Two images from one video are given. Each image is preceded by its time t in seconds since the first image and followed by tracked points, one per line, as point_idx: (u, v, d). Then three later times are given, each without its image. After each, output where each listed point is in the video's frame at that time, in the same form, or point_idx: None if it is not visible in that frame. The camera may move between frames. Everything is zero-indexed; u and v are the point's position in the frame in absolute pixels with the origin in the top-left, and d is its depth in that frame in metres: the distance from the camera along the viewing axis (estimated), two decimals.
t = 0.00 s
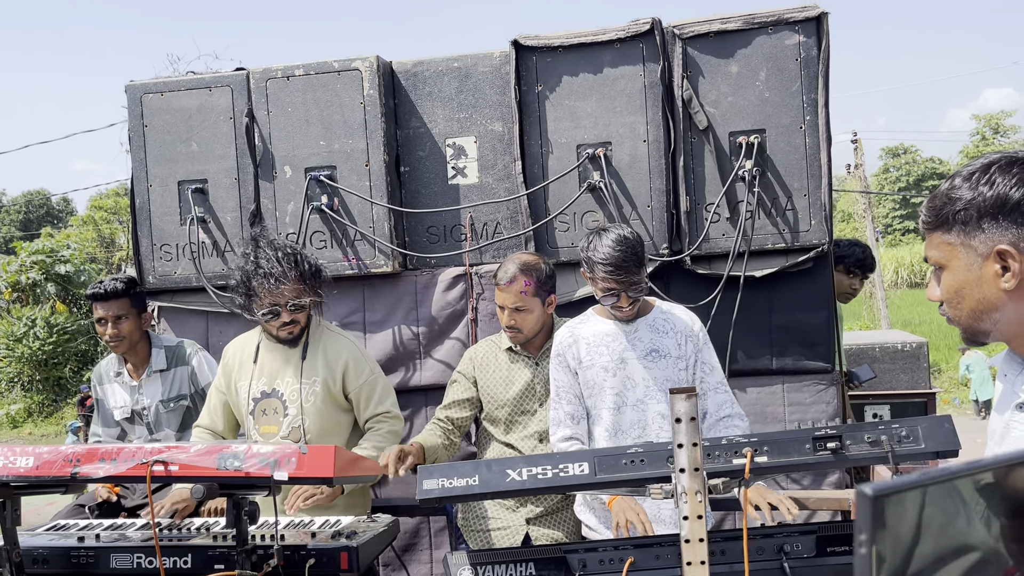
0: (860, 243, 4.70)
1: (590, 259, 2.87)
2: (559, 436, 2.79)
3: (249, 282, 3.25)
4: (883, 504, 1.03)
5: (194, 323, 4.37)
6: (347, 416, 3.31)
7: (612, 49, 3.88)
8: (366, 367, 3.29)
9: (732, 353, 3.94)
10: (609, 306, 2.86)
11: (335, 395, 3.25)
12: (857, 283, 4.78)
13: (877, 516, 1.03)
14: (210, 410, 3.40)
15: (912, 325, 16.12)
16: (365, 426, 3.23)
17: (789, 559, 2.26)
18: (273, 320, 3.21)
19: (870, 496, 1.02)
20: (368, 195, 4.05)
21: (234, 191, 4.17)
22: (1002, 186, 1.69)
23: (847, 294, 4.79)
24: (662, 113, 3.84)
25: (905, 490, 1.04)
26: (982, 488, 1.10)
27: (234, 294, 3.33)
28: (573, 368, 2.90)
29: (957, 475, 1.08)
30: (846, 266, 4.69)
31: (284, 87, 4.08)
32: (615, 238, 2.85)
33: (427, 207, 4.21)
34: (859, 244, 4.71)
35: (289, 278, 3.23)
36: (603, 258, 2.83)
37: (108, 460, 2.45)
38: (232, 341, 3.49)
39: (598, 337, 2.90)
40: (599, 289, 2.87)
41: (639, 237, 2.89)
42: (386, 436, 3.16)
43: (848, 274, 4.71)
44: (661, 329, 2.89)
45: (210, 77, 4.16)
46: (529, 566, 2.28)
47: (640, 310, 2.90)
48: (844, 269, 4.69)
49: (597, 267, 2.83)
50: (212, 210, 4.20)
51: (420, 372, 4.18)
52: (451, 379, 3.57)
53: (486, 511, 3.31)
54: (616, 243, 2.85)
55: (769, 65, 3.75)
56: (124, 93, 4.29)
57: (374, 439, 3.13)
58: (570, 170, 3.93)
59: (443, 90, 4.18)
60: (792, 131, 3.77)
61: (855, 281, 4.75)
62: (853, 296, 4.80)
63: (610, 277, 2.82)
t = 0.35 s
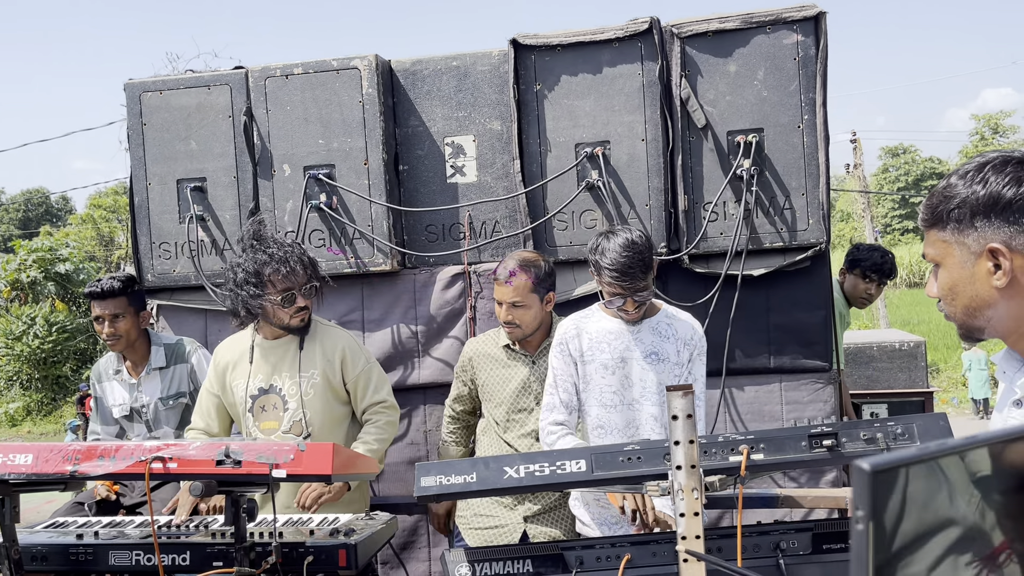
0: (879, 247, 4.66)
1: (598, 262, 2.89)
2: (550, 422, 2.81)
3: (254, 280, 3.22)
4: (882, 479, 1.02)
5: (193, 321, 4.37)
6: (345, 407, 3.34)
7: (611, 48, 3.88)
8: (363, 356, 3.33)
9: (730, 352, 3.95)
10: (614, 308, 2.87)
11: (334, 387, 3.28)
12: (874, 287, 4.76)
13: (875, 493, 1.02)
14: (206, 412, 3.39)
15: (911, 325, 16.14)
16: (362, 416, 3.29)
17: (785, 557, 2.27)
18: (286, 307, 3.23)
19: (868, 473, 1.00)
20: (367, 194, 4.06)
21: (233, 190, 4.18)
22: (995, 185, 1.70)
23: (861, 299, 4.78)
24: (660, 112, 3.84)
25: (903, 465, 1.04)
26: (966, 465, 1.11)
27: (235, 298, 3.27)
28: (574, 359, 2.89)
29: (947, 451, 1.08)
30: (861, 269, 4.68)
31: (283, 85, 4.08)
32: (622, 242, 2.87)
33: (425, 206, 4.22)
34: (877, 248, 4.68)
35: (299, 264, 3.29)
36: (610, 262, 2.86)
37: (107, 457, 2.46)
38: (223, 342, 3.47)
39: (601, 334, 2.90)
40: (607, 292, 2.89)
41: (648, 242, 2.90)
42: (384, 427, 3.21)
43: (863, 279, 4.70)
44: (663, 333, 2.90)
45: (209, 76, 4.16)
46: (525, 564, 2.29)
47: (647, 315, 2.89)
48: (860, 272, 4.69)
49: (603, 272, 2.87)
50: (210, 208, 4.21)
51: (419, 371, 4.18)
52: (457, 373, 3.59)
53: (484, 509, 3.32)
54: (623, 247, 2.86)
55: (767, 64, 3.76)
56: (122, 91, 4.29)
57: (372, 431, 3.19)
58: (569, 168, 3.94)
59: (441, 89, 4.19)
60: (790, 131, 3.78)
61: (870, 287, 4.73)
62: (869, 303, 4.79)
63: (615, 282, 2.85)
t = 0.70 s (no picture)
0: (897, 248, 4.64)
1: (603, 258, 2.88)
2: (551, 429, 2.85)
3: (242, 280, 3.24)
4: (893, 456, 1.02)
5: (196, 319, 4.37)
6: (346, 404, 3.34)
7: (617, 47, 3.87)
8: (364, 352, 3.33)
9: (734, 353, 3.94)
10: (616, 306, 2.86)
11: (335, 384, 3.28)
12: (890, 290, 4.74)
13: (885, 470, 1.02)
14: (209, 414, 3.39)
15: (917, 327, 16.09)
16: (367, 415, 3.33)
17: (787, 559, 2.25)
18: (275, 302, 3.22)
19: (878, 449, 1.00)
20: (371, 192, 4.05)
21: (237, 187, 4.18)
22: (1000, 191, 1.68)
23: (877, 301, 4.75)
24: (666, 112, 3.83)
25: (914, 443, 1.04)
26: (973, 445, 1.11)
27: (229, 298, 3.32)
28: (574, 362, 2.90)
29: (957, 430, 1.08)
30: (878, 272, 4.67)
31: (288, 83, 4.08)
32: (629, 239, 2.85)
33: (429, 205, 4.21)
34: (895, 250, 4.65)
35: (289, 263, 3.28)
36: (615, 258, 2.83)
37: (108, 454, 2.46)
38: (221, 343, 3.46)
39: (603, 334, 2.89)
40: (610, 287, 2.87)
41: (655, 240, 2.88)
42: (388, 428, 3.26)
43: (879, 281, 4.69)
44: (665, 334, 2.88)
45: (214, 73, 4.16)
46: (527, 565, 2.28)
47: (647, 312, 2.87)
48: (876, 275, 4.68)
49: (608, 266, 2.84)
50: (215, 206, 4.20)
51: (422, 370, 4.17)
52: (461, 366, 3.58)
53: (486, 509, 3.31)
54: (629, 244, 2.84)
55: (774, 64, 3.75)
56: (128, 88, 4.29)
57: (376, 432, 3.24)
58: (574, 168, 3.93)
59: (446, 88, 4.18)
60: (796, 131, 3.76)
61: (886, 289, 4.71)
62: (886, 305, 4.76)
63: (619, 277, 2.82)
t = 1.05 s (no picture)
0: (901, 247, 4.58)
1: (605, 257, 2.86)
2: (557, 433, 2.83)
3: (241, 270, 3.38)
4: (894, 461, 1.03)
5: (205, 316, 4.39)
6: (352, 405, 3.32)
7: (627, 48, 3.86)
8: (374, 354, 3.32)
9: (742, 356, 3.93)
10: (620, 305, 2.85)
11: (343, 383, 3.27)
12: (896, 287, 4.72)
13: (888, 473, 1.03)
14: (218, 408, 3.40)
15: (927, 332, 16.00)
16: (372, 417, 3.30)
17: (793, 564, 2.25)
18: (260, 295, 3.26)
19: (880, 452, 1.02)
20: (380, 191, 4.06)
21: (247, 185, 4.19)
22: None
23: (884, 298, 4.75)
24: (676, 114, 3.82)
25: (913, 449, 1.05)
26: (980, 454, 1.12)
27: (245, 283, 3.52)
28: (581, 365, 2.90)
29: (962, 437, 1.09)
30: (883, 269, 4.63)
31: (299, 82, 4.09)
32: (632, 239, 2.84)
33: (439, 205, 4.22)
34: (899, 248, 4.59)
35: (273, 257, 3.28)
36: (617, 256, 2.82)
37: (117, 450, 2.47)
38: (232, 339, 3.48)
39: (609, 336, 2.89)
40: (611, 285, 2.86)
41: (658, 240, 2.87)
42: (393, 429, 3.23)
43: (884, 279, 4.66)
44: (671, 334, 2.88)
45: (225, 71, 4.17)
46: (533, 565, 2.27)
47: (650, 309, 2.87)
48: (881, 272, 4.64)
49: (609, 266, 2.83)
50: (225, 204, 4.22)
51: (429, 369, 4.18)
52: (469, 364, 3.58)
53: (492, 508, 3.31)
54: (632, 244, 2.83)
55: (785, 67, 3.73)
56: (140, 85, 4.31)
57: (382, 432, 3.20)
58: (583, 169, 3.92)
59: (456, 88, 4.18)
60: (807, 134, 3.75)
61: (892, 287, 4.70)
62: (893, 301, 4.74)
63: (620, 275, 2.81)
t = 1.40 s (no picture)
0: (895, 244, 4.57)
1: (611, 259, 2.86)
2: (570, 435, 2.82)
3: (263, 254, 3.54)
4: (878, 478, 1.02)
5: (218, 313, 4.41)
6: (359, 404, 3.31)
7: (643, 49, 3.85)
8: (383, 356, 3.28)
9: (754, 359, 3.91)
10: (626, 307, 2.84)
11: (351, 383, 3.26)
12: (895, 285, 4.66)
13: (869, 490, 1.02)
14: (231, 402, 3.42)
15: (944, 339, 15.87)
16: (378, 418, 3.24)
17: (804, 569, 2.23)
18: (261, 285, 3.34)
19: (862, 471, 1.01)
20: (394, 190, 4.06)
21: (261, 183, 4.21)
22: None
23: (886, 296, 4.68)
24: (691, 115, 3.81)
25: (899, 464, 1.03)
26: (964, 466, 1.11)
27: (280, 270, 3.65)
28: (592, 367, 2.89)
29: (947, 450, 1.08)
30: (879, 269, 4.60)
31: (314, 81, 4.10)
32: (638, 241, 2.83)
33: (451, 205, 4.22)
34: (892, 246, 4.58)
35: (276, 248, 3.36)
36: (622, 258, 2.82)
37: (128, 444, 2.49)
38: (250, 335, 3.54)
39: (620, 338, 2.88)
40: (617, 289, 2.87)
41: (664, 242, 2.85)
42: (398, 431, 3.15)
43: (881, 278, 4.63)
44: (684, 337, 2.86)
45: (242, 69, 4.19)
46: (541, 565, 2.26)
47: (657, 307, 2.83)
48: (877, 272, 4.61)
49: (615, 267, 2.83)
50: (239, 201, 4.24)
51: (441, 369, 4.18)
52: (480, 364, 3.58)
53: (502, 508, 3.31)
54: (637, 246, 2.82)
55: (801, 69, 3.71)
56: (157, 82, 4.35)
57: (388, 433, 3.13)
58: (597, 170, 3.91)
59: (471, 88, 4.18)
60: (823, 137, 3.72)
61: (891, 284, 4.64)
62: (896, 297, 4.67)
63: (625, 279, 2.81)
